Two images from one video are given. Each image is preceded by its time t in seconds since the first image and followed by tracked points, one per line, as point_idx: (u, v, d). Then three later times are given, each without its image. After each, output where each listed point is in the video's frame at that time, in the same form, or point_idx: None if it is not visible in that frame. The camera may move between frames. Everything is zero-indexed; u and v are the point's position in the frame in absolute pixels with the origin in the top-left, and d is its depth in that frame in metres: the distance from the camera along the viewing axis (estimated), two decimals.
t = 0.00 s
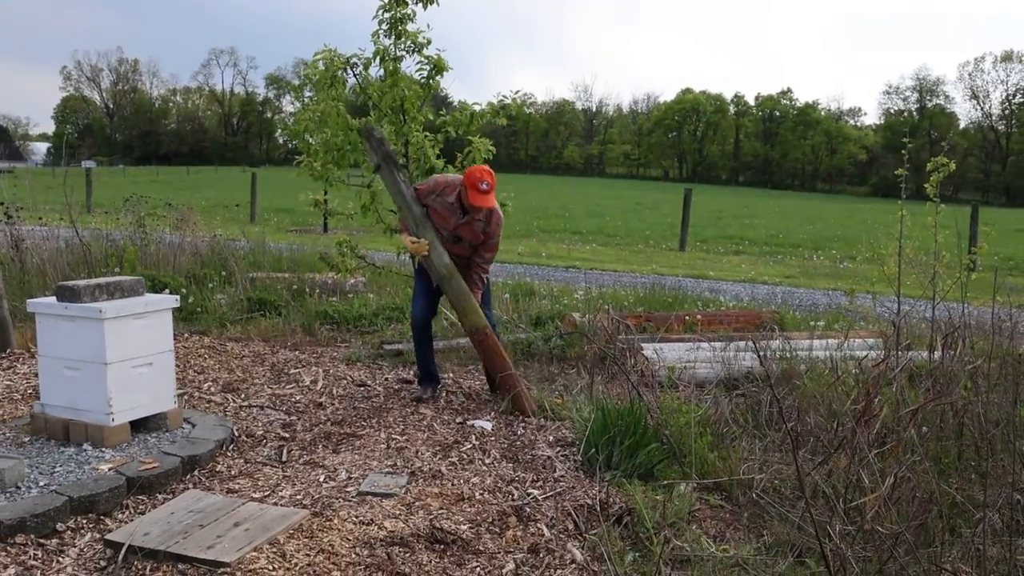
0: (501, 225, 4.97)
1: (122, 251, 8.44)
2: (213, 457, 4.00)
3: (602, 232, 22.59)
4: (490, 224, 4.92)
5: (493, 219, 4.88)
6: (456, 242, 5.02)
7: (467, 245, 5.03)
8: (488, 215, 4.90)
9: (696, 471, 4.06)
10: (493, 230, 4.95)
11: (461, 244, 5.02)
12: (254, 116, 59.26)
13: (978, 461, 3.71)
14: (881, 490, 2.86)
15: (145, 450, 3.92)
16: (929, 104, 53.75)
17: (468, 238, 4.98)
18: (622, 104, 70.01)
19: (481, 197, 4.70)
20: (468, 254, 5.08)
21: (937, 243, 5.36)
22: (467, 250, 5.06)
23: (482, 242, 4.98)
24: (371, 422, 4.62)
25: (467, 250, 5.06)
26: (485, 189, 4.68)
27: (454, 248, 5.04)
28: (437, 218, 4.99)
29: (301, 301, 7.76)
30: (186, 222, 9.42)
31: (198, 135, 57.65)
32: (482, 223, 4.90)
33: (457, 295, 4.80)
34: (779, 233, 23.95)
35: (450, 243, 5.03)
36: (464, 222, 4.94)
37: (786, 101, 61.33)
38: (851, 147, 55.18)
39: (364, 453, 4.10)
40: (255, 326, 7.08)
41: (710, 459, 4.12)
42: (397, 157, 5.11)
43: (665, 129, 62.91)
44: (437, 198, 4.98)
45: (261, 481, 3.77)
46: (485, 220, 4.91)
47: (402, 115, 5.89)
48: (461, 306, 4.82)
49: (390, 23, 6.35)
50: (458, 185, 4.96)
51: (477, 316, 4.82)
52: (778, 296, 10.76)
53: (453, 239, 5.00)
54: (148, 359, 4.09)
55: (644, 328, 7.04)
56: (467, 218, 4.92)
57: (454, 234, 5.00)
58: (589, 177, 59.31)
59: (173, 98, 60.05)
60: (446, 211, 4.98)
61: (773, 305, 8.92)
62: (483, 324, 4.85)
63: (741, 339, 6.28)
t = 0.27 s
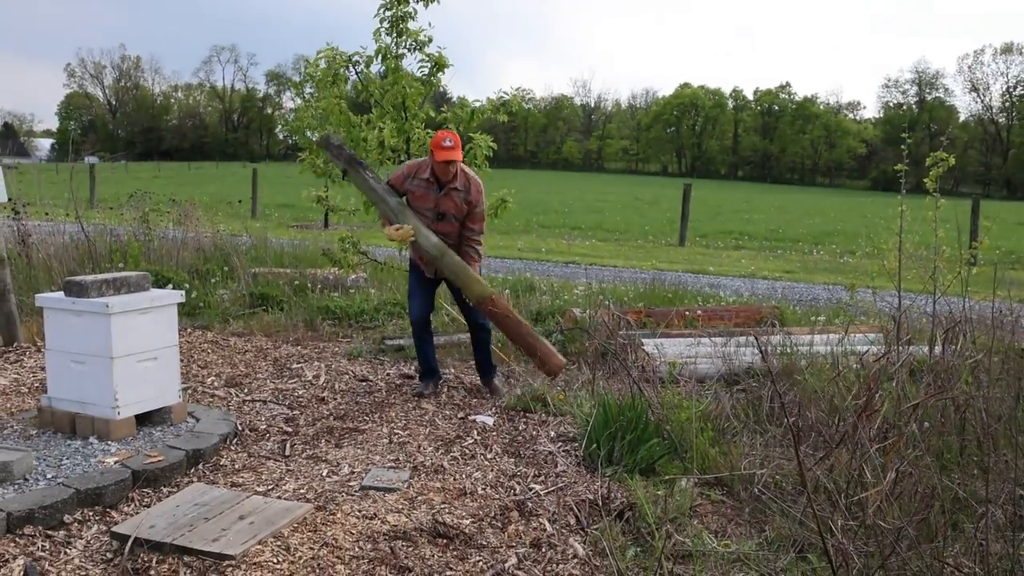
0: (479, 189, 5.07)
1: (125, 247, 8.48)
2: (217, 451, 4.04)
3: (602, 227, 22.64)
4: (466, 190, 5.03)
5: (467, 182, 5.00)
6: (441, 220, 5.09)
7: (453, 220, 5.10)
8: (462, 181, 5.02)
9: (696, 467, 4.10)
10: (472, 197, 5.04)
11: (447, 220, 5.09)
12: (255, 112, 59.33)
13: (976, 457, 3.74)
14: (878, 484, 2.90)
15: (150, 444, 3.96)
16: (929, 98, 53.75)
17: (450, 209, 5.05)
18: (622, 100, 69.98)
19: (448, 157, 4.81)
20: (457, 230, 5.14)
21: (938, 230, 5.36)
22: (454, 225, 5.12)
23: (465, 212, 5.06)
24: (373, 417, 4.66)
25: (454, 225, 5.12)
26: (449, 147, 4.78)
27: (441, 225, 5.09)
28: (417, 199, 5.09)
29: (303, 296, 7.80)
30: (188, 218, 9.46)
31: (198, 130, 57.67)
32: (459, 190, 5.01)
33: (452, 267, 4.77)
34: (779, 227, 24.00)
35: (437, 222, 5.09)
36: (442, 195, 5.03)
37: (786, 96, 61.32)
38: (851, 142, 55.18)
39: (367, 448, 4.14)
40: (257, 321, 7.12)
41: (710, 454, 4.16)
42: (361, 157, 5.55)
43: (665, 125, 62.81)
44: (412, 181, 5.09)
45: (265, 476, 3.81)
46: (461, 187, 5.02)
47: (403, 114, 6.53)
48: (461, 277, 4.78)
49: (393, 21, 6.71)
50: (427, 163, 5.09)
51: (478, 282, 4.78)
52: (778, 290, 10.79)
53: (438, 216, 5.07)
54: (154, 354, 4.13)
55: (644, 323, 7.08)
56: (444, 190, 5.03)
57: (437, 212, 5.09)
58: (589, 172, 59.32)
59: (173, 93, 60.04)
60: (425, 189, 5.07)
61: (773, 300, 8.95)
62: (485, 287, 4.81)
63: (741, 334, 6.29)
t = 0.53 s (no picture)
0: (468, 165, 5.08)
1: (130, 247, 8.52)
2: (220, 450, 4.07)
3: (605, 227, 22.67)
4: (456, 168, 5.05)
5: (454, 159, 5.02)
6: (440, 204, 5.05)
7: (452, 201, 5.07)
8: (450, 159, 5.03)
9: (696, 467, 4.12)
10: (464, 175, 5.05)
11: (445, 203, 5.06)
12: (259, 113, 59.55)
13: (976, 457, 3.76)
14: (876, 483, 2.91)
15: (154, 443, 3.99)
16: (933, 98, 53.69)
17: (446, 190, 5.03)
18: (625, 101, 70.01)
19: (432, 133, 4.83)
20: (458, 212, 5.10)
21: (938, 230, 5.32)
22: (454, 207, 5.08)
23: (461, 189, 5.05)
24: (375, 417, 4.69)
25: (454, 207, 5.09)
26: (431, 122, 4.81)
27: (441, 208, 5.06)
28: (413, 189, 5.09)
29: (307, 297, 7.83)
30: (193, 219, 9.51)
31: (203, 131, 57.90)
32: (449, 168, 5.01)
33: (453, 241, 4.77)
34: (781, 228, 23.99)
35: (436, 207, 5.06)
36: (435, 178, 5.04)
37: (790, 96, 61.28)
38: (855, 142, 55.13)
39: (369, 448, 4.17)
40: (261, 321, 7.16)
41: (710, 455, 4.18)
42: (346, 169, 5.69)
43: (669, 125, 62.77)
44: (405, 173, 5.12)
45: (267, 475, 3.83)
46: (451, 166, 5.04)
47: (406, 117, 6.71)
48: (466, 247, 4.76)
49: (395, 25, 6.78)
50: (414, 154, 5.13)
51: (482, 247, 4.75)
52: (780, 291, 10.80)
53: (436, 201, 5.05)
54: (159, 354, 4.17)
55: (646, 324, 7.09)
56: (435, 173, 5.03)
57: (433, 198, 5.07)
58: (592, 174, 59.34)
59: (178, 94, 60.23)
60: (419, 177, 5.08)
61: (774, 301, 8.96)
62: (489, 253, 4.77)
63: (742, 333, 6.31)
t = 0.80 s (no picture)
0: (472, 160, 5.09)
1: (131, 249, 8.56)
2: (219, 451, 4.09)
3: (605, 230, 22.71)
4: (460, 163, 5.05)
5: (457, 154, 5.03)
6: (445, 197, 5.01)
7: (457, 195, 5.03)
8: (453, 155, 5.05)
9: (693, 469, 4.14)
10: (468, 170, 5.05)
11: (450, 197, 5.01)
12: (261, 115, 59.73)
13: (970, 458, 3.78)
14: (868, 483, 2.94)
15: (153, 444, 4.02)
16: (933, 101, 53.75)
17: (450, 183, 5.00)
18: (626, 104, 70.07)
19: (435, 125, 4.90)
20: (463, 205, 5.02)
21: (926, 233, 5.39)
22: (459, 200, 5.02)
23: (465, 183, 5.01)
24: (374, 419, 4.72)
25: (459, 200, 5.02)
26: (433, 115, 4.90)
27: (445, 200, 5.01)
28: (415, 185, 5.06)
29: (307, 299, 7.87)
30: (194, 221, 9.54)
31: (205, 133, 58.03)
32: (452, 163, 5.02)
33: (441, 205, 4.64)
34: (781, 230, 24.04)
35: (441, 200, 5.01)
36: (438, 173, 5.03)
37: (791, 99, 61.34)
38: (856, 145, 55.16)
39: (367, 450, 4.20)
40: (262, 323, 7.18)
41: (707, 456, 4.20)
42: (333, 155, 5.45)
43: (670, 128, 62.80)
44: (407, 171, 5.11)
45: (266, 476, 3.86)
46: (455, 161, 5.04)
47: (406, 120, 6.80)
48: (455, 207, 4.61)
49: (395, 29, 6.82)
50: (416, 154, 5.14)
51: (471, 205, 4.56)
52: (779, 294, 10.83)
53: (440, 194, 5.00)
54: (159, 355, 4.20)
55: (644, 327, 7.12)
56: (438, 168, 5.03)
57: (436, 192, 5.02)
58: (593, 176, 59.40)
59: (180, 97, 60.38)
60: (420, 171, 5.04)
61: (772, 303, 9.00)
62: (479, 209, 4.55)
63: (740, 336, 6.34)
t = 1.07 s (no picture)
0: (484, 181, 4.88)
1: (132, 257, 8.62)
2: (219, 457, 4.14)
3: (606, 239, 22.78)
4: (471, 182, 4.84)
5: (469, 172, 4.82)
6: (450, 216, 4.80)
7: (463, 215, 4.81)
8: (464, 173, 4.84)
9: (688, 474, 4.19)
10: (479, 191, 4.82)
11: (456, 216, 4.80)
12: (262, 124, 59.96)
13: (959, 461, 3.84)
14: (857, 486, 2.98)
15: (154, 451, 4.06)
16: (932, 110, 53.95)
17: (457, 201, 4.79)
18: (627, 113, 70.32)
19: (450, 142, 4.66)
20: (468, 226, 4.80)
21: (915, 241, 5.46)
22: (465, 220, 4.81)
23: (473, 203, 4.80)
24: (373, 425, 4.77)
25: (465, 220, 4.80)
26: (450, 133, 4.65)
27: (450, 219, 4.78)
28: (421, 201, 4.86)
29: (307, 308, 7.92)
30: (195, 230, 9.60)
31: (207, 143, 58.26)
32: (463, 181, 4.80)
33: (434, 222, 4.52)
34: (781, 239, 24.11)
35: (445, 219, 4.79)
36: (447, 190, 4.81)
37: (790, 108, 61.54)
38: (856, 154, 55.32)
39: (366, 456, 4.25)
40: (262, 332, 7.24)
41: (702, 461, 4.25)
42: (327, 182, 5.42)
43: (670, 137, 62.98)
44: (415, 186, 4.91)
45: (266, 482, 3.91)
46: (465, 179, 4.83)
47: (405, 129, 6.91)
48: (450, 224, 4.50)
49: (395, 40, 6.90)
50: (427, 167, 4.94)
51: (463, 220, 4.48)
52: (777, 302, 10.88)
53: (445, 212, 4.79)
54: (159, 362, 4.24)
55: (642, 335, 7.16)
56: (447, 185, 4.82)
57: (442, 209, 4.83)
58: (594, 184, 59.55)
59: (182, 106, 60.65)
60: (427, 187, 4.86)
61: (770, 311, 9.06)
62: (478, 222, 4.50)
63: (736, 343, 6.39)
